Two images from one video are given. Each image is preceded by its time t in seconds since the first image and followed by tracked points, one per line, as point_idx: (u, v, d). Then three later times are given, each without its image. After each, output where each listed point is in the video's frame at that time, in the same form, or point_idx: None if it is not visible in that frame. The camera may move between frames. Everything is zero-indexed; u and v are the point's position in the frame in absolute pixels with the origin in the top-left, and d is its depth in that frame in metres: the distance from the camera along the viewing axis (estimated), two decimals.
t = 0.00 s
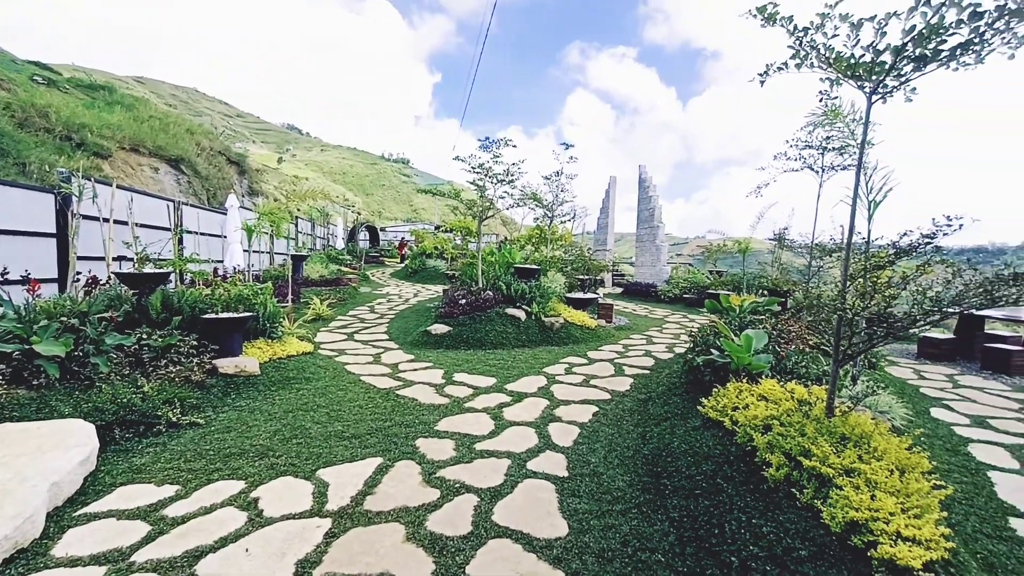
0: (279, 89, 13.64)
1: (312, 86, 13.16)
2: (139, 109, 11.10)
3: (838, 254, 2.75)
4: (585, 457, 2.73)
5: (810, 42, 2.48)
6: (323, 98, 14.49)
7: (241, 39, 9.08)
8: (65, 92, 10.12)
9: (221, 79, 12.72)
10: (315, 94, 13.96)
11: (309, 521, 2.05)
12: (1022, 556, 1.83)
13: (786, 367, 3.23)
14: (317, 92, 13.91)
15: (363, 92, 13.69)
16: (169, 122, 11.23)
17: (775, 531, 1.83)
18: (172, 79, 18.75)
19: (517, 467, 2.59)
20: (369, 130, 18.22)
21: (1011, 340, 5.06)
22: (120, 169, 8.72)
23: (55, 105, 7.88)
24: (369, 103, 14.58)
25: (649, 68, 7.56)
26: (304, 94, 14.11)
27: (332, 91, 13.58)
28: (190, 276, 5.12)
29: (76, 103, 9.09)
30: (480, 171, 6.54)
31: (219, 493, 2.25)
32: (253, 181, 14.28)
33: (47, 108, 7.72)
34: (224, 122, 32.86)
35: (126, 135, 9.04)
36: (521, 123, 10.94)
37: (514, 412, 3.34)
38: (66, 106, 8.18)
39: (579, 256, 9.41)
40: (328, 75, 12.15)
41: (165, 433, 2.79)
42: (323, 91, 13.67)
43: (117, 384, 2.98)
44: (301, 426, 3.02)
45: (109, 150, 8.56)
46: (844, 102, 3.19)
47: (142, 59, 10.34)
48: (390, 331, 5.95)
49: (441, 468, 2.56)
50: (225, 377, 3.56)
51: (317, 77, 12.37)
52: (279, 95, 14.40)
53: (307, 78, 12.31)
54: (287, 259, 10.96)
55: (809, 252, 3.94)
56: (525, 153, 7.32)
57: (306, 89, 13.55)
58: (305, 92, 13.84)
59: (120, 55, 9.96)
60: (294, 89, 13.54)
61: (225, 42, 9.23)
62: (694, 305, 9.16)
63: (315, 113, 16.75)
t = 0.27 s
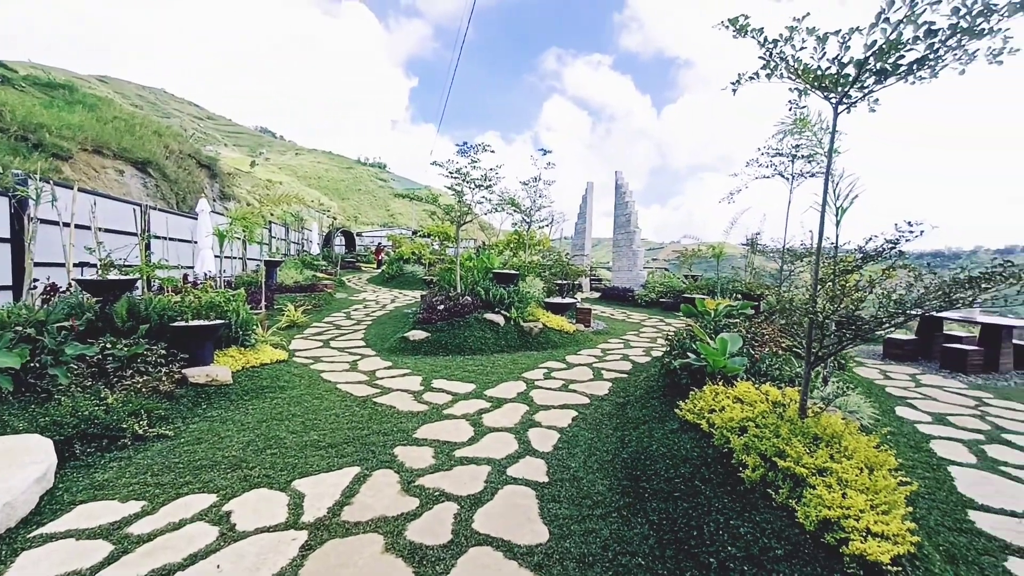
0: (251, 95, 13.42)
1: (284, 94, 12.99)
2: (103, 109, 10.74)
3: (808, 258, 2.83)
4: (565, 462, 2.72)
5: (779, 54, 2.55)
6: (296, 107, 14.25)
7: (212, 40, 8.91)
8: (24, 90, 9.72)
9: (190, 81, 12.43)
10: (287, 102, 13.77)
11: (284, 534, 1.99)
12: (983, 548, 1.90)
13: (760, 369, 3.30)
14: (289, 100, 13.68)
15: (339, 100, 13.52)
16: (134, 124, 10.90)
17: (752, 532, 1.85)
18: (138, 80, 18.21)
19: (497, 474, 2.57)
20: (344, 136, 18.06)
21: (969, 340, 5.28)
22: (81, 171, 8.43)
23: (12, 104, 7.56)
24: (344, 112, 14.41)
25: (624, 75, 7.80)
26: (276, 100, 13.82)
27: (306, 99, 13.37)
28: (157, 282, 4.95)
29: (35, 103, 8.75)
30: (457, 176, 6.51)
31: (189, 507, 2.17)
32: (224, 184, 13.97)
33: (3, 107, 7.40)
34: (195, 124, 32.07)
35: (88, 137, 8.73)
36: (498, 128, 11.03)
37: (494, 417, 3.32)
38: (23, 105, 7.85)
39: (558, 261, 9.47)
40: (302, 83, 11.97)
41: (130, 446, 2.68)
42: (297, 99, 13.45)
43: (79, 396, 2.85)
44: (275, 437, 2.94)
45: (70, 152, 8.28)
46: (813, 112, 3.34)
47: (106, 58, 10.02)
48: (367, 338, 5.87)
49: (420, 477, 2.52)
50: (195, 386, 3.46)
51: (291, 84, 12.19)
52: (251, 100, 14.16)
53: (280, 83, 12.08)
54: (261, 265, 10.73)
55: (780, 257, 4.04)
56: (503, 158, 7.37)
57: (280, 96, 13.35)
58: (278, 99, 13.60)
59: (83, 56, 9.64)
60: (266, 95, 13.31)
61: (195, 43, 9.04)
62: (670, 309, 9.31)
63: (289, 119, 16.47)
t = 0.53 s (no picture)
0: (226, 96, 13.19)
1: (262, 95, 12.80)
2: (70, 109, 10.40)
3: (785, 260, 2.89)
4: (549, 465, 2.72)
5: (754, 62, 2.58)
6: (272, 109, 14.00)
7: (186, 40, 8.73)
8: None
9: (161, 81, 12.14)
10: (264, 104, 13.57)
11: (264, 545, 1.93)
12: (951, 539, 1.96)
13: (740, 370, 3.35)
14: (265, 103, 13.43)
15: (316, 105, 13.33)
16: (102, 125, 10.59)
17: (734, 531, 1.87)
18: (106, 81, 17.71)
19: (481, 479, 2.55)
20: (322, 140, 17.89)
21: (936, 339, 5.47)
22: (46, 174, 8.16)
23: None
24: (321, 118, 14.20)
25: (603, 80, 7.95)
26: (250, 103, 13.54)
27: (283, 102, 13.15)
28: (127, 289, 4.81)
29: None
30: (438, 180, 6.48)
31: (162, 521, 2.09)
32: (198, 187, 13.68)
33: None
34: (168, 127, 31.32)
35: (53, 138, 8.46)
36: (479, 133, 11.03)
37: (476, 423, 3.30)
38: None
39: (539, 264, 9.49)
40: (280, 85, 11.77)
41: (100, 459, 2.58)
42: (274, 102, 13.21)
43: (44, 407, 2.74)
44: (254, 445, 2.87)
45: (34, 154, 8.01)
46: (787, 117, 3.47)
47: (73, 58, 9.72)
48: (347, 344, 5.79)
49: (403, 484, 2.48)
50: (170, 396, 3.37)
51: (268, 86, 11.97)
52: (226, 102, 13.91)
53: (256, 84, 11.86)
54: (237, 270, 10.52)
55: (757, 260, 4.12)
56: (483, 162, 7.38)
57: (257, 98, 13.11)
58: (254, 101, 13.35)
59: (48, 55, 9.34)
60: (242, 98, 13.05)
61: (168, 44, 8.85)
62: (650, 311, 9.42)
63: (265, 122, 16.17)
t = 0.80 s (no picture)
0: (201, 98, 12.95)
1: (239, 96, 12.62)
2: (35, 108, 10.05)
3: (762, 261, 2.95)
4: (533, 468, 2.72)
5: (731, 68, 2.63)
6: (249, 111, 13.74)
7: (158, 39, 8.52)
8: None
9: (132, 82, 11.84)
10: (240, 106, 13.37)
11: (241, 556, 1.88)
12: (922, 531, 2.02)
13: (720, 370, 3.41)
14: (241, 103, 13.15)
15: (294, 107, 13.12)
16: (69, 125, 10.26)
17: (717, 529, 1.89)
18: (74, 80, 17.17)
19: (465, 483, 2.54)
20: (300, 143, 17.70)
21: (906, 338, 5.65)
22: (10, 176, 7.87)
23: None
24: (300, 121, 13.99)
25: (583, 85, 8.09)
26: (226, 103, 13.25)
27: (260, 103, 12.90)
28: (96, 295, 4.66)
29: None
30: (420, 183, 6.46)
31: (134, 534, 2.02)
32: (172, 191, 13.35)
33: None
34: (140, 128, 30.52)
35: (16, 139, 8.16)
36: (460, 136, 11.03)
37: (459, 427, 3.28)
38: None
39: (521, 267, 9.50)
40: (256, 85, 11.55)
41: (67, 472, 2.48)
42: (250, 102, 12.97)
43: (6, 418, 2.62)
44: (231, 454, 2.80)
45: None
46: (762, 122, 3.57)
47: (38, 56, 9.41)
48: (327, 349, 5.71)
49: (385, 490, 2.45)
50: (143, 404, 3.27)
51: (244, 86, 11.73)
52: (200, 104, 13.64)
53: (231, 83, 11.60)
54: (214, 275, 10.30)
55: (735, 262, 4.19)
56: (465, 165, 7.38)
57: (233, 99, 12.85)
58: (229, 102, 13.07)
59: (11, 53, 9.02)
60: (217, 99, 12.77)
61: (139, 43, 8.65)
62: (632, 313, 9.53)
63: (242, 124, 15.86)
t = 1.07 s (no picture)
0: (180, 94, 12.67)
1: (220, 92, 12.39)
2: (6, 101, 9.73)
3: (747, 261, 2.98)
4: (519, 468, 2.72)
5: (717, 69, 2.64)
6: (231, 107, 13.49)
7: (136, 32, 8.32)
8: None
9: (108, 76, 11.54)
10: (222, 101, 13.13)
11: (223, 560, 1.84)
12: (899, 525, 2.07)
13: (704, 369, 3.45)
14: (222, 98, 12.88)
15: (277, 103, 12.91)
16: (42, 118, 9.97)
17: (702, 527, 1.90)
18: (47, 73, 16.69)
19: (451, 484, 2.52)
20: (284, 141, 17.41)
21: (885, 337, 5.78)
22: None
23: None
24: (284, 117, 13.78)
25: (569, 85, 8.16)
26: (205, 98, 12.96)
27: (241, 98, 12.65)
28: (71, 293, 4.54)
29: None
30: (405, 182, 6.43)
31: (110, 539, 1.96)
32: (151, 187, 13.06)
33: None
34: (118, 123, 29.81)
35: None
36: (446, 136, 10.97)
37: (445, 427, 3.27)
38: None
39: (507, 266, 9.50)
40: (238, 79, 11.33)
41: (39, 477, 2.40)
42: (231, 97, 12.70)
43: None
44: (212, 456, 2.75)
45: None
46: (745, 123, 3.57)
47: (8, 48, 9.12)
48: (311, 348, 5.64)
49: (370, 491, 2.43)
50: (119, 406, 3.20)
51: (225, 80, 11.49)
52: (180, 100, 13.35)
53: (211, 78, 11.35)
54: (195, 274, 10.12)
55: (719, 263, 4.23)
56: (451, 164, 7.36)
57: (213, 94, 12.58)
58: (209, 97, 12.79)
59: None
60: (196, 94, 12.48)
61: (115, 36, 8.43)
62: (617, 313, 9.62)
63: (223, 120, 15.54)
